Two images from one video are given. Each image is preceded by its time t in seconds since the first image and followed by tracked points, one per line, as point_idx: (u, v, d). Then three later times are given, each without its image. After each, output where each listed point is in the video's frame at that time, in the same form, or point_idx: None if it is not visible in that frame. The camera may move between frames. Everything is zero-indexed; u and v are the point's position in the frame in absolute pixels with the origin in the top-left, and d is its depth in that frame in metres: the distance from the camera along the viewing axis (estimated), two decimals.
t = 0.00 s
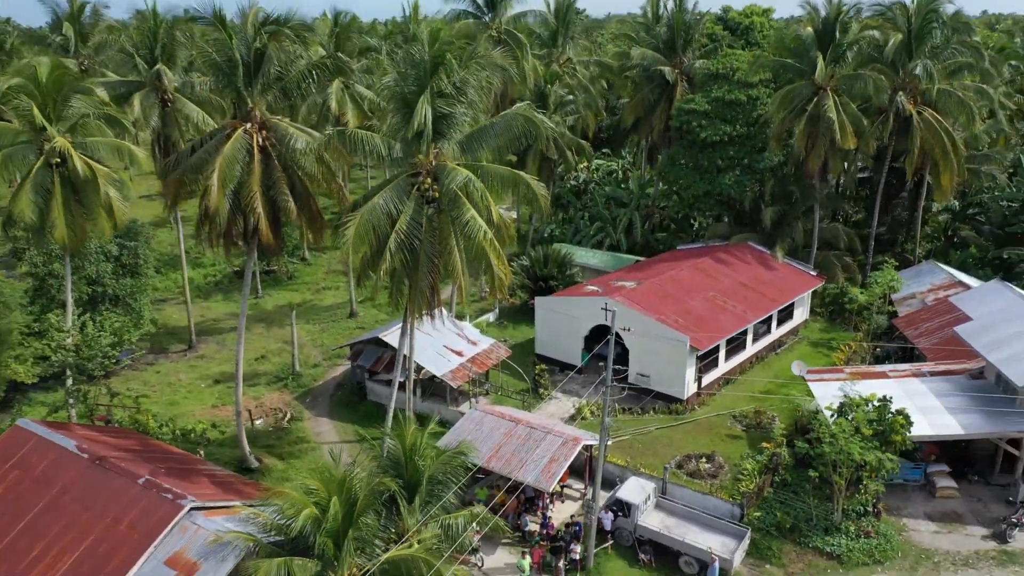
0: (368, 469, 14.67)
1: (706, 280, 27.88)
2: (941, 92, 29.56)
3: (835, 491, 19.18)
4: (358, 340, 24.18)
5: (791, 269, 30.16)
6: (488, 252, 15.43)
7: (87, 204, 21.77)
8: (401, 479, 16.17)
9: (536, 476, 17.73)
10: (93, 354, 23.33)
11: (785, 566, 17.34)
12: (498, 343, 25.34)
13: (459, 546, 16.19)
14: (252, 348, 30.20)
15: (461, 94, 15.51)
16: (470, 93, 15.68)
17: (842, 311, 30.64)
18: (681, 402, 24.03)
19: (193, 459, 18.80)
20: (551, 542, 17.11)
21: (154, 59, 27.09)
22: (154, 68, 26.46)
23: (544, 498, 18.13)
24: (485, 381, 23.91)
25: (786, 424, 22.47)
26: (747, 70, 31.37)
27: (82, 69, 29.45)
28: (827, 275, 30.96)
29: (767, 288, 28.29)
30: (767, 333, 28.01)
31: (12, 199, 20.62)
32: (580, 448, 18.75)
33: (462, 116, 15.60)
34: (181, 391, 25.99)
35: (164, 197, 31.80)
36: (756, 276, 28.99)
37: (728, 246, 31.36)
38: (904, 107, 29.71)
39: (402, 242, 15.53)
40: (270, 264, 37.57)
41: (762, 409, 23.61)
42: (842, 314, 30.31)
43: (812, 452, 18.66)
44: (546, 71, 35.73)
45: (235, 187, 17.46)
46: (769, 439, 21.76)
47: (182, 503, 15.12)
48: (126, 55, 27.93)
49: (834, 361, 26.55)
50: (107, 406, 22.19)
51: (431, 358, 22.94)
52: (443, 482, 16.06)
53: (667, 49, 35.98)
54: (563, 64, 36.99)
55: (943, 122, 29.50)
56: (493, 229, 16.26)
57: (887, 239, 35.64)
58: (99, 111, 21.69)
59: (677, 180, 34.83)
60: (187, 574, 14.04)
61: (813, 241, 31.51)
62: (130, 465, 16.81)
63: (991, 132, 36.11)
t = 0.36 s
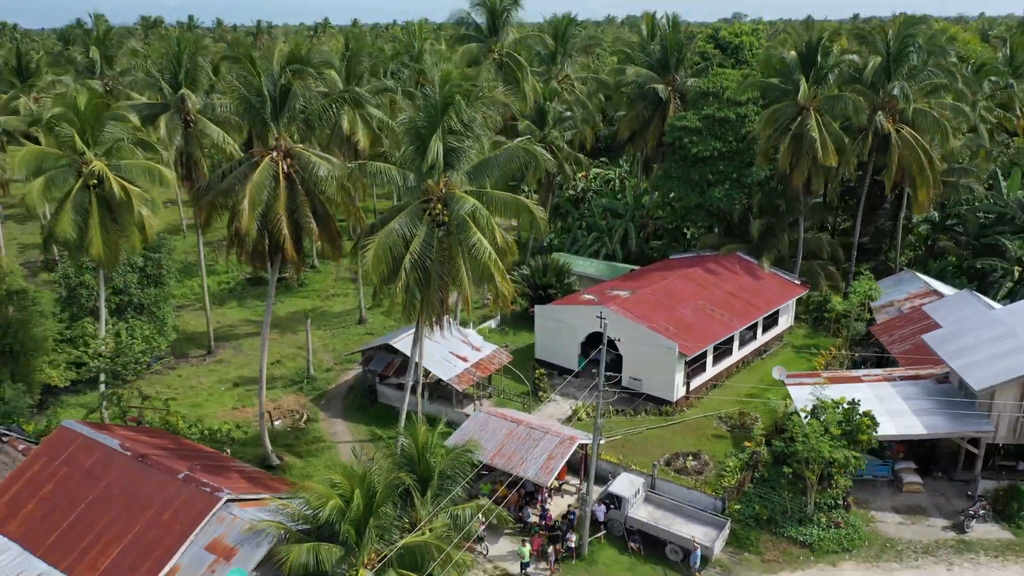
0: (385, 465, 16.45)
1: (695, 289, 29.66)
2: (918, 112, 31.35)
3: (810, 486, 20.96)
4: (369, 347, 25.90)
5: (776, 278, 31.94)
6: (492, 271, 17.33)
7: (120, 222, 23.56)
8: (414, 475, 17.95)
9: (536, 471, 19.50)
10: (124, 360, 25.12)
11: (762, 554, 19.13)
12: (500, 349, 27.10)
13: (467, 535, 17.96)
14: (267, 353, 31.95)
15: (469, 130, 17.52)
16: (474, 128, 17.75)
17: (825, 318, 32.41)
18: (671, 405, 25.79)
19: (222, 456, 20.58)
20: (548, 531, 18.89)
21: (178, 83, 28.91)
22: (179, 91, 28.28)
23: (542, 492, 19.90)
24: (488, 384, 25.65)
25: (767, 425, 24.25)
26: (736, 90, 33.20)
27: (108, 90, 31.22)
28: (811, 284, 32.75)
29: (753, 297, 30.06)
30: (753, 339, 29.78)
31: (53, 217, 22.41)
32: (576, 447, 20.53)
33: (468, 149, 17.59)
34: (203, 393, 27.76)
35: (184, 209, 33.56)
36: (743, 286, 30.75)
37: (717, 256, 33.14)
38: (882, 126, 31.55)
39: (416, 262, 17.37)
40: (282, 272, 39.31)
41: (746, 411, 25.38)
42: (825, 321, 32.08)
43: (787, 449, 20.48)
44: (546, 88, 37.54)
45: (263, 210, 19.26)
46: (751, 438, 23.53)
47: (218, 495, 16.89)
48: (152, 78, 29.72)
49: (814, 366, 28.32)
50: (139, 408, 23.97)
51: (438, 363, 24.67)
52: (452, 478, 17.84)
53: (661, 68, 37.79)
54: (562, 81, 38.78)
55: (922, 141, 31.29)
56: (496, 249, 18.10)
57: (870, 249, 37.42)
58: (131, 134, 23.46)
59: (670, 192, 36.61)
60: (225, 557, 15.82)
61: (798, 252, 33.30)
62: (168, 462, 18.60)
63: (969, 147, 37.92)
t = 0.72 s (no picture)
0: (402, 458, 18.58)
1: (684, 296, 31.77)
2: (893, 130, 33.56)
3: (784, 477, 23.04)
4: (380, 350, 27.97)
5: (760, 285, 34.07)
6: (496, 285, 19.45)
7: (154, 236, 25.69)
8: (427, 467, 20.11)
9: (535, 463, 21.64)
10: (155, 362, 27.22)
11: (738, 538, 21.31)
12: (502, 352, 29.20)
13: (473, 520, 20.10)
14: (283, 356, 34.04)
15: (473, 160, 19.93)
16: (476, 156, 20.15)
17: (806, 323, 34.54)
18: (660, 404, 27.90)
19: (250, 450, 22.72)
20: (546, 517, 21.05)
21: (202, 104, 31.06)
22: (203, 113, 30.43)
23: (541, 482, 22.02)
24: (490, 385, 27.75)
25: (747, 422, 26.37)
26: (723, 108, 35.38)
27: (134, 109, 33.36)
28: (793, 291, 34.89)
29: (738, 303, 32.19)
30: (738, 343, 31.89)
31: (93, 232, 24.51)
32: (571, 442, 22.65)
33: (474, 176, 19.94)
34: (225, 393, 29.87)
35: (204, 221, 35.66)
36: (728, 292, 32.87)
37: (705, 264, 35.28)
38: (859, 143, 33.76)
39: (428, 277, 19.59)
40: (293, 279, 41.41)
41: (728, 409, 27.51)
42: (806, 325, 34.21)
43: (762, 444, 22.62)
44: (544, 105, 39.69)
45: (288, 228, 21.39)
46: (732, 434, 25.66)
47: (252, 483, 19.00)
48: (177, 99, 31.86)
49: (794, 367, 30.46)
50: (170, 406, 26.06)
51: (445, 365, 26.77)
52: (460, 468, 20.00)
53: (654, 86, 40.00)
54: (560, 97, 40.95)
55: (898, 158, 33.42)
56: (499, 264, 20.31)
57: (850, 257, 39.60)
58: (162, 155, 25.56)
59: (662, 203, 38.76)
60: (260, 538, 17.95)
61: (781, 260, 35.44)
62: (204, 455, 20.73)
63: (944, 161, 40.16)
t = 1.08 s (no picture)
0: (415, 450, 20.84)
1: (673, 301, 34.00)
2: (869, 146, 35.82)
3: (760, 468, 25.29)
4: (390, 353, 30.18)
5: (745, 291, 36.31)
6: (499, 295, 21.76)
7: (184, 248, 27.93)
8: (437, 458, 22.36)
9: (533, 455, 23.87)
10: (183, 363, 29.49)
11: (718, 523, 23.56)
12: (503, 354, 31.43)
13: (478, 506, 22.36)
14: (297, 357, 36.26)
15: (478, 182, 22.22)
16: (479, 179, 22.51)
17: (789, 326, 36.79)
18: (650, 402, 30.13)
19: (274, 444, 24.97)
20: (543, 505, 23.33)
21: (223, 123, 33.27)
22: (225, 131, 32.65)
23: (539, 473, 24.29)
24: (493, 385, 29.97)
25: (730, 418, 28.61)
26: (711, 125, 37.62)
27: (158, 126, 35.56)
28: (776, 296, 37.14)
29: (724, 308, 34.43)
30: (723, 345, 34.13)
31: (129, 245, 26.78)
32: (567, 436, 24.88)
33: (479, 197, 22.21)
34: (246, 392, 32.10)
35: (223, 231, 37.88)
36: (715, 298, 35.12)
37: (694, 271, 37.52)
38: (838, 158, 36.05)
39: (438, 287, 21.98)
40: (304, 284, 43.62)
41: (713, 407, 29.75)
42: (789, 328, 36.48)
43: (740, 438, 24.88)
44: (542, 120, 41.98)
45: (310, 242, 23.66)
46: (716, 429, 27.90)
47: (280, 472, 21.25)
48: (199, 117, 34.07)
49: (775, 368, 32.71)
50: (198, 404, 28.30)
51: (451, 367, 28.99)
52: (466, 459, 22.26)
53: (646, 101, 42.22)
54: (557, 112, 43.18)
55: (875, 172, 35.62)
56: (501, 275, 22.64)
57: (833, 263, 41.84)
58: (191, 173, 27.80)
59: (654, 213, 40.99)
60: (289, 520, 20.21)
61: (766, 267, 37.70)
62: (235, 448, 22.98)
63: (922, 172, 42.40)
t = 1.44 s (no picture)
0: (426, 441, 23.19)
1: (663, 305, 36.33)
2: (848, 159, 38.19)
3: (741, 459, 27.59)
4: (399, 354, 32.50)
5: (732, 296, 38.63)
6: (500, 301, 24.15)
7: (210, 257, 30.26)
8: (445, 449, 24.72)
9: (532, 447, 26.23)
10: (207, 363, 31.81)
11: (700, 509, 25.89)
12: (504, 356, 33.73)
13: (483, 492, 24.69)
14: (310, 358, 38.57)
15: (483, 199, 24.57)
16: (483, 197, 24.88)
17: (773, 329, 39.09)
18: (641, 399, 32.46)
19: (295, 438, 27.29)
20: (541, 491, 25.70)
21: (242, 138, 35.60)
22: (245, 146, 34.99)
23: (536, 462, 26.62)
24: (496, 384, 32.28)
25: (714, 414, 30.92)
26: (700, 139, 39.97)
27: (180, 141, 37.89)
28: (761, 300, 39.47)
29: (711, 312, 36.75)
30: (710, 346, 36.46)
31: (160, 254, 29.12)
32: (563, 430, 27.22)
33: (483, 213, 24.57)
34: (264, 390, 34.43)
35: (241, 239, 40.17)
36: (702, 302, 37.45)
37: (684, 276, 39.85)
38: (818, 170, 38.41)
39: (446, 295, 24.36)
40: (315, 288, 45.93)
41: (699, 404, 32.08)
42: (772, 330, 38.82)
43: (721, 431, 27.21)
44: (541, 133, 44.31)
45: (329, 253, 25.99)
46: (700, 424, 30.23)
47: (305, 462, 23.56)
48: (219, 133, 36.41)
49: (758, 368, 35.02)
50: (223, 401, 30.63)
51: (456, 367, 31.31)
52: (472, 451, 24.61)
53: (640, 115, 44.57)
54: (556, 124, 45.53)
55: (853, 185, 37.97)
56: (502, 284, 24.99)
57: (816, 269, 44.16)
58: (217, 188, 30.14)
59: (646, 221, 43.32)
60: (314, 504, 22.52)
61: (751, 272, 40.07)
62: (262, 441, 25.30)
63: (900, 182, 44.74)
